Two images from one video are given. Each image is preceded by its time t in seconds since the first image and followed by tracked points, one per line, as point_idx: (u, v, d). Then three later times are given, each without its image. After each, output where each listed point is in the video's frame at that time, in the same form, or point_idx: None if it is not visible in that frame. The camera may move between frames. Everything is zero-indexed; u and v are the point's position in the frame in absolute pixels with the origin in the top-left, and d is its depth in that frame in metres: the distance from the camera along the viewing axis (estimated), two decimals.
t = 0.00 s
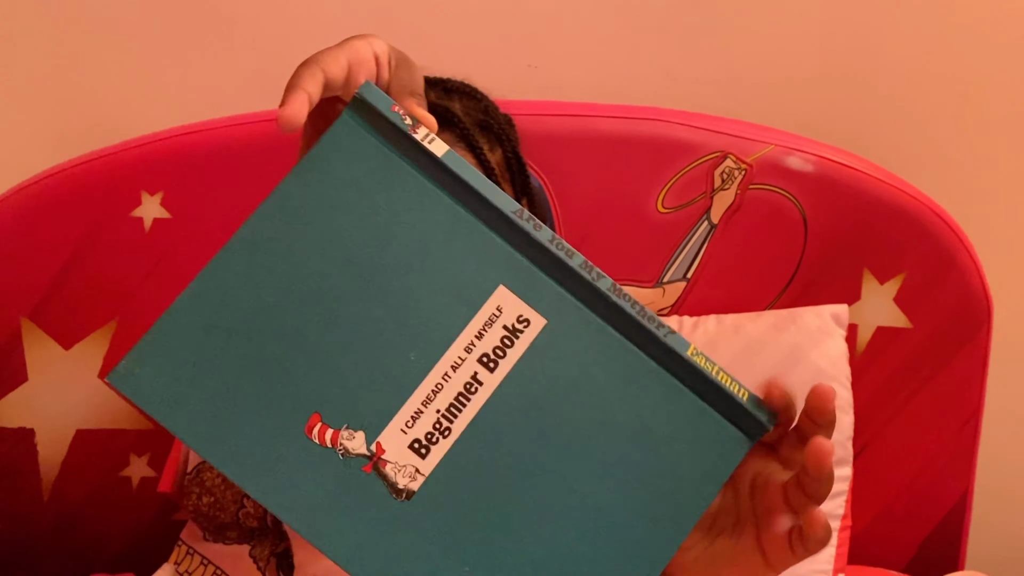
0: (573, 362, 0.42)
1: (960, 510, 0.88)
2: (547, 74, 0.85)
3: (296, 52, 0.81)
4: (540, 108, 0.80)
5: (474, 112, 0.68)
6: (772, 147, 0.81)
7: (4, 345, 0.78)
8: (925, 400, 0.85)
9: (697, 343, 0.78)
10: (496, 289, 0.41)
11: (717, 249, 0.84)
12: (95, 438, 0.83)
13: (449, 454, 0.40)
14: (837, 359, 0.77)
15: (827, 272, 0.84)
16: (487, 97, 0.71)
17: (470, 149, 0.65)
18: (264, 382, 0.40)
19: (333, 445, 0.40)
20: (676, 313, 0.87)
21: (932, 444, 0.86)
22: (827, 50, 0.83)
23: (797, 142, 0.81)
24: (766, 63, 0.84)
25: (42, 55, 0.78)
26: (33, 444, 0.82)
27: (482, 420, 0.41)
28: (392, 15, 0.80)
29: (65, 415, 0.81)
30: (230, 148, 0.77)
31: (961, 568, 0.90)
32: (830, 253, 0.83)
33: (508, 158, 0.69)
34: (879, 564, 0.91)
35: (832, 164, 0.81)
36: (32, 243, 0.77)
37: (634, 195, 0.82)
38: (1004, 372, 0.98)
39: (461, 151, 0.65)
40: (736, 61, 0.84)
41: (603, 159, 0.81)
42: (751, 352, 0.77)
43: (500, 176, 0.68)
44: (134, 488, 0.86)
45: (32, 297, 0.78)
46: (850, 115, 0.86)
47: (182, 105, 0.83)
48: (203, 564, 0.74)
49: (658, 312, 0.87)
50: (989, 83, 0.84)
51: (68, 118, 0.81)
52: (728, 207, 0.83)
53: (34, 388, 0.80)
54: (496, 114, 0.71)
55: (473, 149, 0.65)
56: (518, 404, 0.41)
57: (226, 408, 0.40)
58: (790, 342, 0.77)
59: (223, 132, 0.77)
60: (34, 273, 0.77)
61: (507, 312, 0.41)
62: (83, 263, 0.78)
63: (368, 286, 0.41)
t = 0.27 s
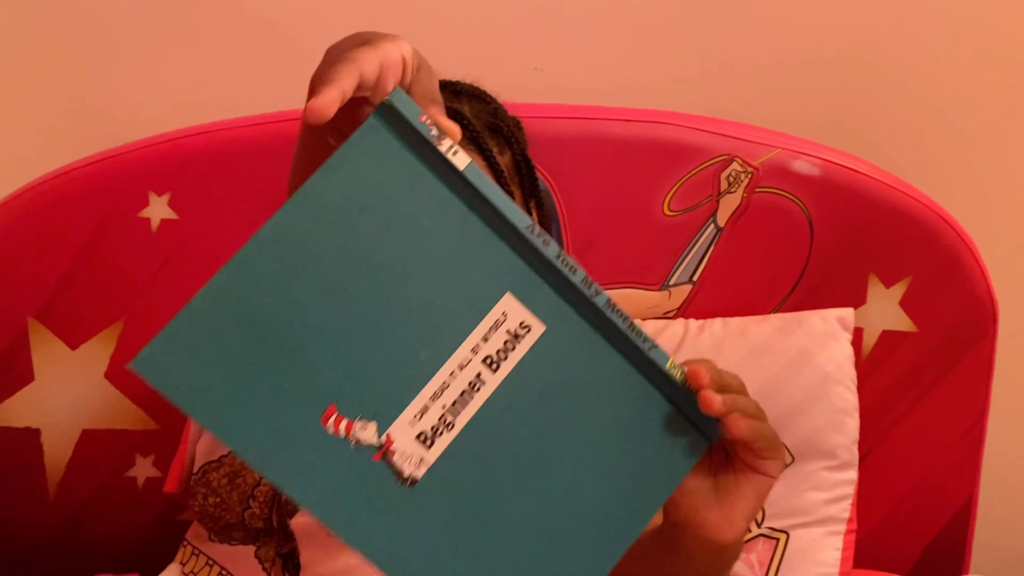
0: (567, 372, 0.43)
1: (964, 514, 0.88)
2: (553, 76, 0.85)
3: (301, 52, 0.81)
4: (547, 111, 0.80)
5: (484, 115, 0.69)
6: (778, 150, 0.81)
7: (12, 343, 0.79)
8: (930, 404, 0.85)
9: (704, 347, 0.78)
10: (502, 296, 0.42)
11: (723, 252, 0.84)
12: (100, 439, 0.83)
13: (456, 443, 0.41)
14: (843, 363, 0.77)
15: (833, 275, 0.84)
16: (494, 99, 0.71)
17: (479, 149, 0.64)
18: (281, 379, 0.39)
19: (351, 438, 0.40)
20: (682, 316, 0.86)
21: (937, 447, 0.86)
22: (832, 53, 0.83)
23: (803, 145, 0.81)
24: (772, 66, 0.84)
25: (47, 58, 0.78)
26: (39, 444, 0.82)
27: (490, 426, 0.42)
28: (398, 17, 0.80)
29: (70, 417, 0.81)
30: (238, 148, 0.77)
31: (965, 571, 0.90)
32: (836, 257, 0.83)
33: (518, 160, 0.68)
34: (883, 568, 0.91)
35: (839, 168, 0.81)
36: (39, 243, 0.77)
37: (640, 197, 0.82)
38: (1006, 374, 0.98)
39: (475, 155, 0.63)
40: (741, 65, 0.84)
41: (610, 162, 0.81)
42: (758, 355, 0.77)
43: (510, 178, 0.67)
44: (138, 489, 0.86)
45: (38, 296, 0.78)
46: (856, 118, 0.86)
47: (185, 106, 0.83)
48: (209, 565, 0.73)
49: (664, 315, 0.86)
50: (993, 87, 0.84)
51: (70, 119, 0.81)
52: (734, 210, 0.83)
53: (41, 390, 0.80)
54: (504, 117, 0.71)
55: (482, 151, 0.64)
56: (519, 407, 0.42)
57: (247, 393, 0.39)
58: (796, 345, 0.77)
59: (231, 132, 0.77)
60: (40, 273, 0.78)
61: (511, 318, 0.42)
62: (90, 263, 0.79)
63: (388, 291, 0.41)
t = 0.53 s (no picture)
0: (481, 389, 0.39)
1: (968, 516, 0.87)
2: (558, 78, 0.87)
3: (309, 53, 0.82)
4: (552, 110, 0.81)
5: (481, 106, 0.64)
6: (782, 151, 0.81)
7: (15, 341, 0.78)
8: (934, 405, 0.85)
9: (707, 347, 0.79)
10: (431, 292, 0.37)
11: (727, 252, 0.84)
12: (102, 436, 0.83)
13: (360, 399, 0.40)
14: (847, 363, 0.76)
15: (837, 275, 0.84)
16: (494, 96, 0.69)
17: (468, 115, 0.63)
18: (233, 318, 0.39)
19: (265, 366, 0.40)
20: (685, 316, 0.87)
21: (940, 449, 0.86)
22: (836, 54, 0.83)
23: (808, 146, 0.81)
24: (776, 66, 0.84)
25: (66, 57, 0.80)
26: (40, 442, 0.82)
27: (399, 404, 0.40)
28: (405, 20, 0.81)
29: (74, 413, 0.82)
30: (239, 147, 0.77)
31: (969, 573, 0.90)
32: (840, 258, 0.83)
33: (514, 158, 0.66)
34: (886, 568, 0.91)
35: (843, 169, 0.81)
36: (42, 238, 0.77)
37: (644, 197, 0.83)
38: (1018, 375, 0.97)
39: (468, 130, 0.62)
40: (745, 67, 0.84)
41: (614, 162, 0.82)
42: (760, 355, 0.77)
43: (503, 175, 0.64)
44: (140, 487, 0.86)
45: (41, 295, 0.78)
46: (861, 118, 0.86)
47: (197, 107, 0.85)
48: (212, 562, 0.73)
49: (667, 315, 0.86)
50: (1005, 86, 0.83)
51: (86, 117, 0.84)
52: (738, 210, 0.83)
53: (43, 388, 0.80)
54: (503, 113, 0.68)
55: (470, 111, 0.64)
56: (424, 397, 0.40)
57: (196, 324, 0.39)
58: (799, 346, 0.77)
59: (232, 131, 0.77)
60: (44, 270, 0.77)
61: (433, 314, 0.37)
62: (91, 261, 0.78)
63: (296, 251, 0.37)
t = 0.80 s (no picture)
0: (421, 414, 0.40)
1: (971, 516, 0.87)
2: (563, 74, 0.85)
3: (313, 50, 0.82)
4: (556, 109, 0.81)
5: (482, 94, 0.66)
6: (785, 150, 0.81)
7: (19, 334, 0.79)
8: (937, 406, 0.85)
9: (711, 346, 0.79)
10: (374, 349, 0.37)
11: (730, 251, 0.84)
12: (105, 433, 0.83)
13: (298, 403, 0.43)
14: (851, 363, 0.76)
15: (841, 275, 0.84)
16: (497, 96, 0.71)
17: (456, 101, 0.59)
18: (184, 327, 0.41)
19: (215, 366, 0.43)
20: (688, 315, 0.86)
21: (942, 449, 0.86)
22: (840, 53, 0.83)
23: (813, 146, 0.81)
24: (780, 66, 0.84)
25: (69, 52, 0.80)
26: (44, 436, 0.82)
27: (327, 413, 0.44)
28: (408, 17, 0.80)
29: (75, 410, 0.82)
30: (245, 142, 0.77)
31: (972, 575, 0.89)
32: (843, 258, 0.83)
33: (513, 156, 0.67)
34: (888, 569, 0.91)
35: (846, 168, 0.81)
36: (47, 233, 0.77)
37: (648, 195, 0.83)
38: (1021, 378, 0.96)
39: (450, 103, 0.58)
40: (748, 66, 0.84)
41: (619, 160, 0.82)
42: (764, 354, 0.77)
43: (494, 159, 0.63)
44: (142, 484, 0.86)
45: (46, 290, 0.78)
46: (865, 117, 0.86)
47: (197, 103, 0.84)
48: (212, 560, 0.74)
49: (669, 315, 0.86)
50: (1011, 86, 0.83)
51: (87, 113, 0.83)
52: (742, 209, 0.82)
53: (46, 383, 0.81)
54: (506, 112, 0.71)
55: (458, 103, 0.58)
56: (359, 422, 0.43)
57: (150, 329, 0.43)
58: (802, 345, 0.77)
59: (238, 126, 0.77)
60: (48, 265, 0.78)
61: (376, 367, 0.38)
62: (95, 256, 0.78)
63: (246, 296, 0.38)
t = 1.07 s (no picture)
0: None
1: (971, 515, 0.87)
2: (563, 71, 0.84)
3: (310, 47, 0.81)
4: (554, 105, 0.81)
5: (485, 108, 0.68)
6: (787, 148, 0.81)
7: (20, 331, 0.80)
8: (937, 405, 0.85)
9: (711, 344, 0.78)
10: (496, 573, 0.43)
11: (731, 249, 0.84)
12: (105, 429, 0.83)
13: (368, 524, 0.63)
14: (851, 361, 0.77)
15: (841, 274, 0.84)
16: (498, 94, 0.71)
17: (477, 145, 0.65)
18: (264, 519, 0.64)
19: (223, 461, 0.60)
20: (688, 313, 0.86)
21: (942, 448, 0.86)
22: (840, 52, 0.83)
23: (814, 144, 0.81)
24: (782, 64, 0.84)
25: (61, 48, 0.79)
26: (44, 432, 0.82)
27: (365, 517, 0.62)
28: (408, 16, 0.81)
29: (75, 406, 0.82)
30: (246, 139, 0.77)
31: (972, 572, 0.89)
32: (844, 257, 0.83)
33: (515, 156, 0.68)
34: (888, 568, 0.91)
35: (848, 167, 0.81)
36: (49, 230, 0.77)
37: (648, 193, 0.82)
38: None
39: (469, 150, 0.64)
40: (749, 64, 0.84)
41: (619, 158, 0.81)
42: (764, 352, 0.77)
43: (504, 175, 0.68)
44: (139, 482, 0.85)
45: (48, 286, 0.79)
46: (865, 116, 0.86)
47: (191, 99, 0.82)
48: (213, 556, 0.73)
49: (670, 312, 0.86)
50: (1004, 85, 0.84)
51: (79, 110, 0.81)
52: (743, 207, 0.83)
53: (47, 379, 0.81)
54: (506, 111, 0.70)
55: (481, 149, 0.64)
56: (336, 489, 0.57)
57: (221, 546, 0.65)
58: (803, 343, 0.77)
59: (241, 124, 0.77)
60: (49, 261, 0.78)
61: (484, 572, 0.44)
62: (97, 252, 0.79)
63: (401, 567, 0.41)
